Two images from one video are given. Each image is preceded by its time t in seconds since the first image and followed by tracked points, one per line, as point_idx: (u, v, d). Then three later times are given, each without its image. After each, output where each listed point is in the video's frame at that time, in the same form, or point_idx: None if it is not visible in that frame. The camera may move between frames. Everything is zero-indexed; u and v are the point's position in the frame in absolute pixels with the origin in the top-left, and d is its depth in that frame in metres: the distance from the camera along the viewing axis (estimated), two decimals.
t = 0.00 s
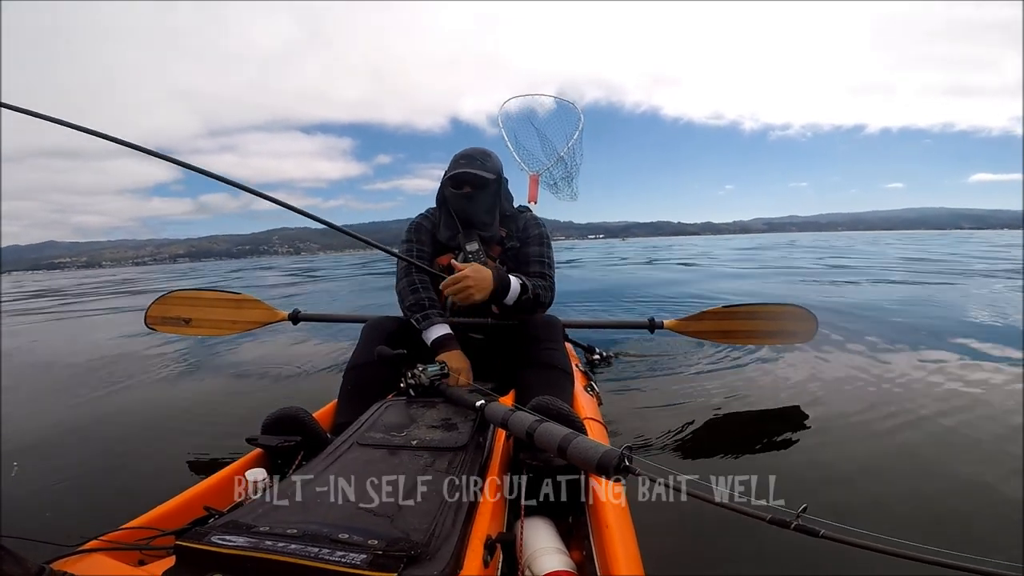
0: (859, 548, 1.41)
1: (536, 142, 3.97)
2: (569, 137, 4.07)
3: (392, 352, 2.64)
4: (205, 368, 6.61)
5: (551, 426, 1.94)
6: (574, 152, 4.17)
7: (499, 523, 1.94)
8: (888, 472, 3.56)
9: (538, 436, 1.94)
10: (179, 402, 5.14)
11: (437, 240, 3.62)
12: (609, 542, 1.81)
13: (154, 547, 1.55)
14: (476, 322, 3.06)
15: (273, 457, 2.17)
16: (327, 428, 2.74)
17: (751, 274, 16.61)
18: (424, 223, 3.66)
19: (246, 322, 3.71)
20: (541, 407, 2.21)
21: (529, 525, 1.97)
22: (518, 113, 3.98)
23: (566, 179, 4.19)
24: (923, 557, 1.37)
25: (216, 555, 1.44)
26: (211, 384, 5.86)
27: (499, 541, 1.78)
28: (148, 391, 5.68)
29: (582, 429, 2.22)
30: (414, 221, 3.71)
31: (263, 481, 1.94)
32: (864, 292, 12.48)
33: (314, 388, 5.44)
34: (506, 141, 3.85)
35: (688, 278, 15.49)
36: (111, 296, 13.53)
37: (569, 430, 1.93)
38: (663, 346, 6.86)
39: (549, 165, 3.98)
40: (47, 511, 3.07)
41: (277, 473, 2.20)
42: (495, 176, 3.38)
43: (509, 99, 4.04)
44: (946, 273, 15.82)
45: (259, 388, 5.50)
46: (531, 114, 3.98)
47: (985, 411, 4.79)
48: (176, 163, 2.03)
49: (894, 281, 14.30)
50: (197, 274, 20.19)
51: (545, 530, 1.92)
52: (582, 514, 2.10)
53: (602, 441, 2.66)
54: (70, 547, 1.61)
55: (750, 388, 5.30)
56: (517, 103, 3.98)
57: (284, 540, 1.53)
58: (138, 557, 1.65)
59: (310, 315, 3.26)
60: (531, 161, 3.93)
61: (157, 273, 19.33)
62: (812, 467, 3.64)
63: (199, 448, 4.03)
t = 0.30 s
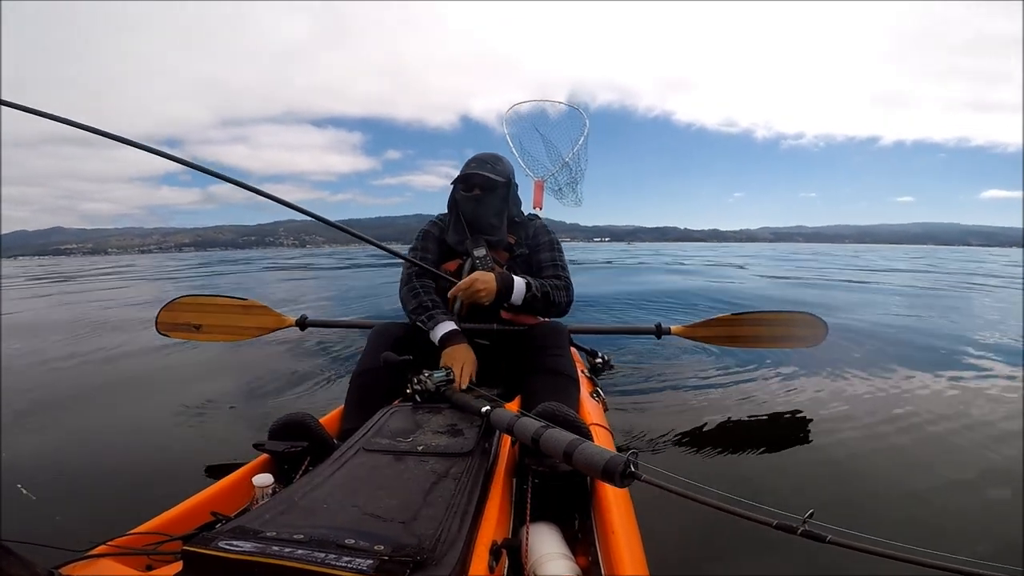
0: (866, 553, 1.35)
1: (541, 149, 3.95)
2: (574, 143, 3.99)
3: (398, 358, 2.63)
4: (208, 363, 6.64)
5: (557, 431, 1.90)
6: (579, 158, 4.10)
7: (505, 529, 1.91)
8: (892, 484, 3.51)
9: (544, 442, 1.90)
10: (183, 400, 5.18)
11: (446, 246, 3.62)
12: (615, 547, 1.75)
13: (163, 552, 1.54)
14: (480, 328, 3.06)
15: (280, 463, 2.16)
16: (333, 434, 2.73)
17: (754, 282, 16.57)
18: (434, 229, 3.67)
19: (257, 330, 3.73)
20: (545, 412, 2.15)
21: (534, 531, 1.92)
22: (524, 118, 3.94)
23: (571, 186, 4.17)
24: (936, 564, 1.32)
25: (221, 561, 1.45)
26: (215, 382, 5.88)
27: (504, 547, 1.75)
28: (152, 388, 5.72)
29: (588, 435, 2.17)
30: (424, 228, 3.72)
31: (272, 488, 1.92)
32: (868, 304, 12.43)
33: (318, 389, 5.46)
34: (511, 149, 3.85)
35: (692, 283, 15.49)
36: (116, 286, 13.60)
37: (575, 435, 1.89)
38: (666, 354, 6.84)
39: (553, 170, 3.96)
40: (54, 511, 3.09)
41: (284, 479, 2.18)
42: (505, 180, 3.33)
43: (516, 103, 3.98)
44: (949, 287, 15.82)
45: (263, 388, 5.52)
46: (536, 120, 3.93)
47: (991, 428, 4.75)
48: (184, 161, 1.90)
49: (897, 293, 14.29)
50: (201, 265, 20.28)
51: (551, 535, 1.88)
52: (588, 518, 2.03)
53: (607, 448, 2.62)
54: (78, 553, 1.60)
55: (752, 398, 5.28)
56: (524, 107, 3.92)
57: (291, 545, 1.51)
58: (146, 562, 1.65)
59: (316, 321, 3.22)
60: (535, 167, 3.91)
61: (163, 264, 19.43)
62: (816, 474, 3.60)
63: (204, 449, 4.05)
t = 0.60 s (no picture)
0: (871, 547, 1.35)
1: (545, 149, 3.94)
2: (578, 143, 3.97)
3: (402, 358, 2.63)
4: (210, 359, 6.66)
5: (561, 430, 1.89)
6: (583, 158, 4.09)
7: (509, 529, 1.90)
8: (891, 488, 3.53)
9: (547, 440, 1.89)
10: (185, 397, 5.19)
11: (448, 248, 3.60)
12: (619, 548, 1.74)
13: (167, 552, 1.54)
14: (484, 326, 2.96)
15: (284, 463, 2.16)
16: (337, 435, 2.73)
17: (755, 282, 16.58)
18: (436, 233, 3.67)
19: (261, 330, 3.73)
20: (549, 412, 2.14)
21: (538, 530, 1.92)
22: (528, 118, 3.92)
23: (575, 186, 4.14)
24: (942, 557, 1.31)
25: (225, 559, 1.45)
26: (217, 378, 5.89)
27: (508, 548, 1.74)
28: (155, 384, 5.72)
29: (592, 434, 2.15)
30: (427, 232, 3.73)
31: (275, 488, 1.92)
32: (870, 306, 12.43)
33: (320, 386, 5.46)
34: (514, 148, 3.83)
35: (692, 283, 15.52)
36: (117, 279, 13.59)
37: (579, 434, 1.87)
38: (667, 355, 6.84)
39: (558, 170, 3.95)
40: (57, 509, 3.10)
41: (288, 479, 2.18)
42: (506, 179, 3.34)
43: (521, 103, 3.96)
44: (949, 290, 15.85)
45: (264, 385, 5.52)
46: (540, 119, 3.89)
47: (992, 431, 4.75)
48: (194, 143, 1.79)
49: (897, 296, 14.33)
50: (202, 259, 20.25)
51: (555, 535, 1.87)
52: (592, 518, 2.03)
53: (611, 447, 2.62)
54: (84, 553, 1.60)
55: (753, 399, 5.30)
56: (528, 106, 3.89)
57: (295, 545, 1.51)
58: (151, 562, 1.65)
59: (319, 320, 3.20)
60: (539, 167, 3.91)
61: (163, 257, 19.42)
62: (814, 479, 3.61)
63: (207, 448, 4.05)
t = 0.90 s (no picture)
0: (875, 543, 1.34)
1: (548, 142, 3.93)
2: (581, 136, 3.92)
3: (405, 350, 2.62)
4: (210, 356, 6.65)
5: (565, 423, 1.89)
6: (587, 151, 4.04)
7: (512, 522, 1.90)
8: (892, 485, 3.53)
9: (551, 433, 1.89)
10: (186, 393, 5.19)
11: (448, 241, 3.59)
12: (622, 540, 1.74)
13: (171, 545, 1.53)
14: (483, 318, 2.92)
15: (288, 455, 2.16)
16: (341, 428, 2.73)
17: (755, 281, 16.59)
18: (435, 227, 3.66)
19: (264, 325, 3.72)
20: (552, 405, 2.13)
21: (541, 523, 1.93)
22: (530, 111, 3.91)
23: (580, 178, 4.13)
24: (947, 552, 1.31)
25: (230, 553, 1.45)
26: (218, 374, 5.88)
27: (512, 540, 1.74)
28: (156, 380, 5.72)
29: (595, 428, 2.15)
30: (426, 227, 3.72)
31: (279, 481, 1.92)
32: (869, 305, 12.44)
33: (321, 381, 5.45)
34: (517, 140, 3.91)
35: (692, 282, 15.53)
36: (117, 275, 13.57)
37: (582, 427, 1.87)
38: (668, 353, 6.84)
39: (561, 164, 3.96)
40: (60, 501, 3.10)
41: (292, 472, 2.18)
42: (504, 170, 3.34)
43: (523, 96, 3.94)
44: (947, 290, 15.87)
45: (265, 381, 5.52)
46: (542, 112, 3.89)
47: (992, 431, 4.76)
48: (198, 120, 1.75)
49: (895, 295, 14.34)
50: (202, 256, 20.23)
51: (558, 529, 1.87)
52: (595, 511, 2.03)
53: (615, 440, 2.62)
54: (88, 546, 1.60)
55: (754, 397, 5.30)
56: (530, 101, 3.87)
57: (298, 538, 1.51)
58: (155, 555, 1.65)
59: (323, 314, 3.20)
60: (542, 160, 3.96)
61: (163, 254, 19.39)
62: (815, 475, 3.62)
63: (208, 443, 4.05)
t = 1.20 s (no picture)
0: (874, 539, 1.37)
1: (550, 137, 3.97)
2: (584, 130, 3.98)
3: (406, 344, 2.63)
4: (209, 362, 6.65)
5: (566, 417, 1.90)
6: (588, 144, 4.08)
7: (513, 514, 1.91)
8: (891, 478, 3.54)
9: (552, 427, 1.90)
10: (185, 398, 5.17)
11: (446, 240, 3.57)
12: (623, 534, 1.75)
13: (173, 540, 1.54)
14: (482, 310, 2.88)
15: (290, 449, 2.17)
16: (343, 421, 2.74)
17: (753, 278, 16.59)
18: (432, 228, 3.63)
19: (266, 319, 3.71)
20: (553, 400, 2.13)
21: (542, 517, 1.93)
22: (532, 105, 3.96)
23: (581, 172, 4.10)
24: (944, 547, 1.33)
25: (232, 548, 1.45)
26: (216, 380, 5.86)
27: (514, 534, 1.74)
28: (154, 385, 5.70)
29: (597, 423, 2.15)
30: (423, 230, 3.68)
31: (281, 474, 1.92)
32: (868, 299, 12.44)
33: (319, 384, 5.42)
34: (519, 137, 3.89)
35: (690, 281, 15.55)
36: (113, 285, 13.53)
37: (583, 421, 1.88)
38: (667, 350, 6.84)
39: (563, 158, 3.95)
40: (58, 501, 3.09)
41: (294, 466, 2.19)
42: (500, 164, 3.38)
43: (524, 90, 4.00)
44: (946, 281, 15.90)
45: (263, 383, 5.49)
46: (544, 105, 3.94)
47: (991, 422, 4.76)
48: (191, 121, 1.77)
49: (894, 288, 14.36)
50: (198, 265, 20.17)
51: (560, 522, 1.88)
52: (596, 505, 2.04)
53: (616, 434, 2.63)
54: (90, 540, 1.60)
55: (754, 392, 5.31)
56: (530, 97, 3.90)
57: (300, 533, 1.51)
58: (157, 549, 1.65)
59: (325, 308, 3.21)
60: (544, 154, 3.95)
61: (159, 264, 19.33)
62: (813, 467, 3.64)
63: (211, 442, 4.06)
